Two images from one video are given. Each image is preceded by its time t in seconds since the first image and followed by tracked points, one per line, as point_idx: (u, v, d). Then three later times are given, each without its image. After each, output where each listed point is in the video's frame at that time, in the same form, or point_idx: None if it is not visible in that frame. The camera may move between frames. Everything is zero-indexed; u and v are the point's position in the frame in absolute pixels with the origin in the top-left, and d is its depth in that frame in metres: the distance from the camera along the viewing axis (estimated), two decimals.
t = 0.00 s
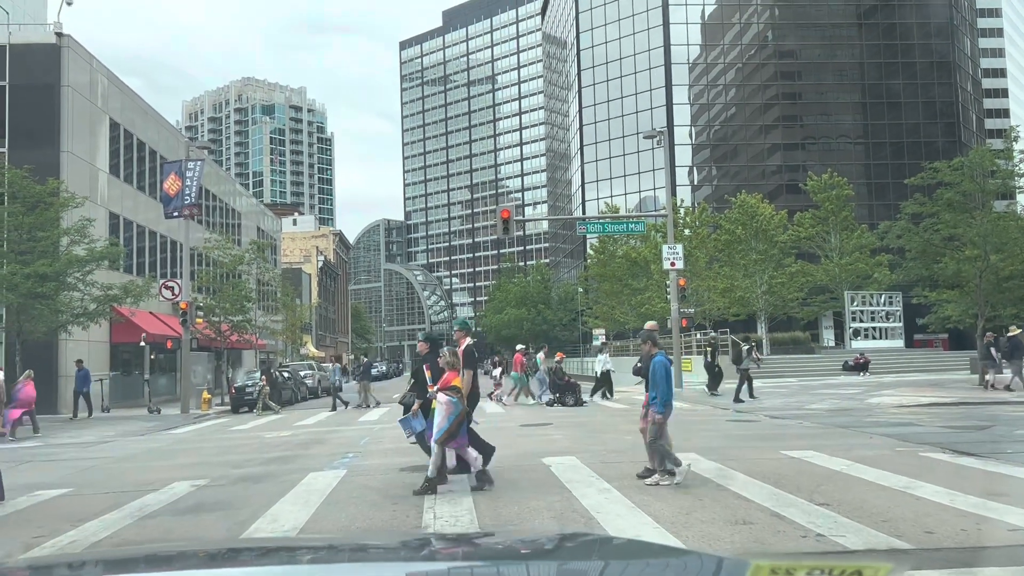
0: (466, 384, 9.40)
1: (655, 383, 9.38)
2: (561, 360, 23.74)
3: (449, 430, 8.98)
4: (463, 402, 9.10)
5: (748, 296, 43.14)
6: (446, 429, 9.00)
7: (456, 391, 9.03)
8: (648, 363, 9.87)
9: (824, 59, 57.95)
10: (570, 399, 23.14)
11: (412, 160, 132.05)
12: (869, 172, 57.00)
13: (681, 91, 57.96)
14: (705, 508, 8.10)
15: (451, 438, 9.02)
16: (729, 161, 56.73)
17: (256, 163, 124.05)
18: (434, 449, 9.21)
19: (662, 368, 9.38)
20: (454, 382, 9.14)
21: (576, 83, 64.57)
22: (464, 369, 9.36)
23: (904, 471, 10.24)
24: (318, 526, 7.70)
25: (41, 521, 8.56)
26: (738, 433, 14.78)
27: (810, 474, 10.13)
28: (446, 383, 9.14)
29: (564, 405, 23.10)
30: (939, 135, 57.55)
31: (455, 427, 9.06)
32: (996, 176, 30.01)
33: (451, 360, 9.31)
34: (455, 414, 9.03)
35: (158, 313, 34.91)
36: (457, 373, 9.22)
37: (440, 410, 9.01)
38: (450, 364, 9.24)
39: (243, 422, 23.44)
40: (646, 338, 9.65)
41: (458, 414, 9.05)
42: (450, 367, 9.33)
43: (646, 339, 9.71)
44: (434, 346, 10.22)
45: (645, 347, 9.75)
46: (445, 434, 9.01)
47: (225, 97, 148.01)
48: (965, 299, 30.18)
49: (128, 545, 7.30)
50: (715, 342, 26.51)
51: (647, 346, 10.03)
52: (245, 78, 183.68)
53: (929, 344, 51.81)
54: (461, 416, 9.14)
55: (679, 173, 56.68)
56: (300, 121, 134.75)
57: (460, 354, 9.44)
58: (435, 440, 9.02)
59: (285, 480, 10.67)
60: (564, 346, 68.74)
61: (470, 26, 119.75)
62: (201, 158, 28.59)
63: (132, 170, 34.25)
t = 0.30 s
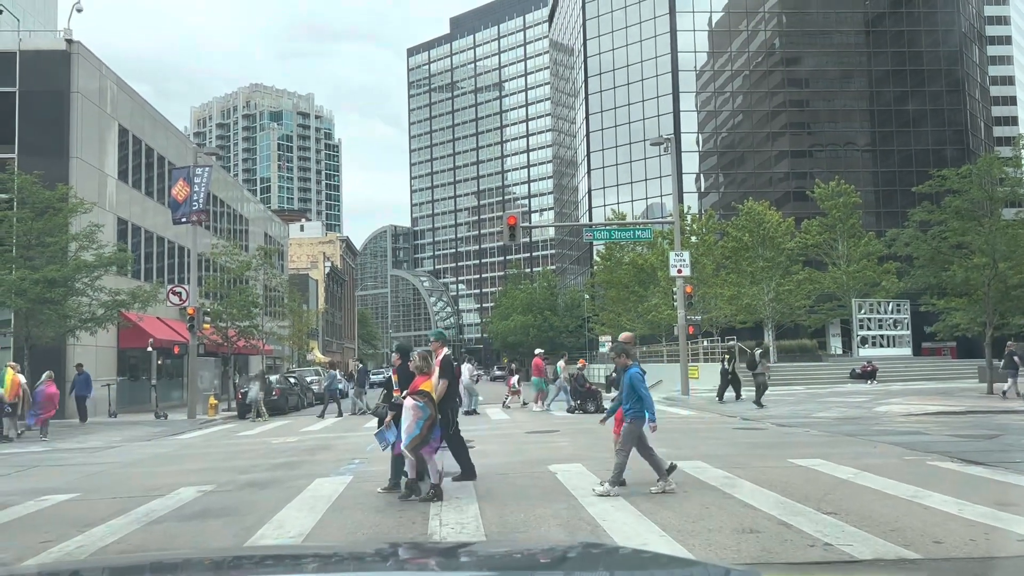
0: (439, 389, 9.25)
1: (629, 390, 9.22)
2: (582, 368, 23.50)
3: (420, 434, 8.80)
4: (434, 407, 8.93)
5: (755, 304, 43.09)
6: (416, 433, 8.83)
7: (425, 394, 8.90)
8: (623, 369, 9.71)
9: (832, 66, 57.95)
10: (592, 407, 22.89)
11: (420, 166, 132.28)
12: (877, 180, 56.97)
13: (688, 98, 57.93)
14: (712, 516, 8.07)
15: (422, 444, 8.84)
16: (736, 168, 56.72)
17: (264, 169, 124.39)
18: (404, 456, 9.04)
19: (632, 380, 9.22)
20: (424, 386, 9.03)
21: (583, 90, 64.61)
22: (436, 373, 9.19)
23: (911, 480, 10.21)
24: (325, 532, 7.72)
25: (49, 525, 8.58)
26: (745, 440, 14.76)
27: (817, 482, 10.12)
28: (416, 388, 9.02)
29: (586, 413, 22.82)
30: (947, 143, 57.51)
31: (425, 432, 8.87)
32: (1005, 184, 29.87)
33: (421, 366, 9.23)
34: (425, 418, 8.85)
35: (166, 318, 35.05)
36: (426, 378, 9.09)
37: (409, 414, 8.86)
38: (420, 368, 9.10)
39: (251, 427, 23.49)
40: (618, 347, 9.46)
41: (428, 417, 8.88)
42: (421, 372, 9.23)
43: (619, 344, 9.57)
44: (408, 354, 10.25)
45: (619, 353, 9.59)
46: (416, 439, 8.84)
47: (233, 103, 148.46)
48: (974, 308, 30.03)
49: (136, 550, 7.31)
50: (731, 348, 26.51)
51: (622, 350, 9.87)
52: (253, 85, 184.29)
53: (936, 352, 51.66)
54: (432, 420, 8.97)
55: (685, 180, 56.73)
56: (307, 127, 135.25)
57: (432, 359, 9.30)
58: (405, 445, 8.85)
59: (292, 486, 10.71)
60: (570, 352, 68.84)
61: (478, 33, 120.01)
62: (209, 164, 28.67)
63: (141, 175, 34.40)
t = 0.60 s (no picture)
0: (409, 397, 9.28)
1: (600, 394, 9.27)
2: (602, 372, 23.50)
3: (385, 443, 8.83)
4: (401, 414, 8.97)
5: (762, 310, 42.95)
6: (382, 442, 8.86)
7: (393, 402, 8.92)
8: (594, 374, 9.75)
9: (839, 73, 57.92)
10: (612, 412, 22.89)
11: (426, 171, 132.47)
12: (884, 186, 56.88)
13: (695, 104, 57.88)
14: (720, 523, 8.02)
15: (388, 453, 8.87)
16: (743, 173, 56.68)
17: (271, 174, 124.74)
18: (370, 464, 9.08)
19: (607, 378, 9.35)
20: (393, 395, 9.06)
21: (589, 96, 64.65)
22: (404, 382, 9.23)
23: (919, 487, 10.14)
24: (330, 537, 7.71)
25: (56, 529, 8.59)
26: (752, 447, 14.70)
27: (825, 489, 10.06)
28: (386, 395, 9.04)
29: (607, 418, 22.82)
30: (954, 150, 57.39)
31: (392, 441, 8.90)
32: (1013, 191, 29.77)
33: (391, 374, 9.27)
34: (392, 426, 8.89)
35: (173, 323, 35.14)
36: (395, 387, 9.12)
37: (376, 422, 8.90)
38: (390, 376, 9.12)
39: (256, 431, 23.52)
40: (592, 351, 9.54)
41: (396, 425, 8.92)
42: (391, 381, 9.26)
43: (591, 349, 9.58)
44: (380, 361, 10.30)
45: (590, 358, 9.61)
46: (383, 448, 8.87)
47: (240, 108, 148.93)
48: (982, 314, 29.88)
49: (141, 554, 7.32)
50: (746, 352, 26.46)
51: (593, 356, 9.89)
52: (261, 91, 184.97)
53: (944, 359, 51.46)
54: (401, 428, 9.01)
55: (691, 186, 56.65)
56: (314, 132, 135.63)
57: (402, 366, 9.33)
58: (371, 454, 8.88)
59: (298, 491, 10.70)
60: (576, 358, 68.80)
61: (484, 39, 120.28)
62: (217, 169, 28.75)
63: (148, 180, 34.50)
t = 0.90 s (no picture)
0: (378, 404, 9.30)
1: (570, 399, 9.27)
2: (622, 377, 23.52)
3: (353, 449, 8.81)
4: (370, 421, 8.97)
5: (768, 314, 42.81)
6: (351, 448, 8.85)
7: (363, 409, 8.94)
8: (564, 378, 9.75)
9: (845, 77, 57.90)
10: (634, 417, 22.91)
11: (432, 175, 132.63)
12: (890, 190, 56.76)
13: (701, 108, 57.83)
14: (725, 528, 7.99)
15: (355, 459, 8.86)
16: (749, 178, 56.60)
17: (277, 178, 125.05)
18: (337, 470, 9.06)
19: (571, 381, 9.28)
20: (362, 401, 9.06)
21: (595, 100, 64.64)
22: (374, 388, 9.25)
23: (925, 493, 10.09)
24: (335, 540, 7.71)
25: (63, 531, 8.59)
26: (757, 451, 14.67)
27: (831, 494, 10.02)
28: (355, 402, 9.06)
29: (628, 422, 22.87)
30: (961, 154, 57.24)
31: (359, 447, 8.89)
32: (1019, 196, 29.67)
33: (361, 380, 9.29)
34: (360, 433, 8.89)
35: (179, 326, 35.24)
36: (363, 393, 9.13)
37: (345, 428, 8.89)
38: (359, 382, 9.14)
39: (261, 434, 23.55)
40: (558, 353, 9.37)
41: (365, 432, 8.92)
42: (361, 387, 9.28)
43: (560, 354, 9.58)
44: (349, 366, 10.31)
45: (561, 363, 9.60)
46: (351, 454, 8.85)
47: (247, 112, 149.39)
48: (989, 320, 29.77)
49: (148, 557, 7.33)
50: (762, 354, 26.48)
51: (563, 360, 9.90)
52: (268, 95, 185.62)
53: (951, 365, 51.25)
54: (370, 434, 9.01)
55: (697, 190, 56.61)
56: (321, 136, 136.00)
57: (371, 372, 9.35)
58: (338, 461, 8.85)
59: (301, 494, 10.70)
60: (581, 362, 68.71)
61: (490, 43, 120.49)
62: (224, 172, 28.82)
63: (155, 183, 34.60)
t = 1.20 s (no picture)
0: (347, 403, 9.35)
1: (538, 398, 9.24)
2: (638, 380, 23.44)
3: (318, 448, 8.87)
4: (335, 420, 9.03)
5: (772, 316, 42.73)
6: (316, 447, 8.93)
7: (329, 409, 9.00)
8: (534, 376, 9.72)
9: (849, 79, 57.84)
10: (652, 420, 22.83)
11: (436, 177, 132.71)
12: (895, 192, 56.67)
13: (705, 109, 57.75)
14: (728, 530, 7.98)
15: (321, 458, 8.91)
16: (754, 179, 56.53)
17: (282, 179, 125.24)
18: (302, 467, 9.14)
19: (543, 382, 9.26)
20: (329, 401, 9.11)
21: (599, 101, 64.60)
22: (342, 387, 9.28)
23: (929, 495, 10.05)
24: (337, 541, 7.72)
25: (68, 531, 8.62)
26: (761, 453, 14.66)
27: (835, 496, 10.00)
28: (322, 401, 9.12)
29: (645, 424, 22.80)
30: (966, 156, 57.10)
31: (324, 445, 8.95)
32: None
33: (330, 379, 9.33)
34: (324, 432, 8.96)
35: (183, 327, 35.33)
36: (331, 392, 9.17)
37: (309, 427, 8.96)
38: (327, 382, 9.17)
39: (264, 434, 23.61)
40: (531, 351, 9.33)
41: (329, 431, 8.99)
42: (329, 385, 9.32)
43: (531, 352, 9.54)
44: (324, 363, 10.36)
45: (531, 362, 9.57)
46: (316, 453, 8.91)
47: (252, 113, 149.63)
48: (994, 322, 29.61)
49: (153, 557, 7.35)
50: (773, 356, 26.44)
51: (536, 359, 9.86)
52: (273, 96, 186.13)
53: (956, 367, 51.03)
54: (336, 434, 9.08)
55: (702, 192, 56.63)
56: (325, 137, 136.24)
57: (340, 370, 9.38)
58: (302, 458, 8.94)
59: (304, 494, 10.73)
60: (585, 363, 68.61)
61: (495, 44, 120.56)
62: (228, 173, 28.85)
63: (159, 184, 34.67)
